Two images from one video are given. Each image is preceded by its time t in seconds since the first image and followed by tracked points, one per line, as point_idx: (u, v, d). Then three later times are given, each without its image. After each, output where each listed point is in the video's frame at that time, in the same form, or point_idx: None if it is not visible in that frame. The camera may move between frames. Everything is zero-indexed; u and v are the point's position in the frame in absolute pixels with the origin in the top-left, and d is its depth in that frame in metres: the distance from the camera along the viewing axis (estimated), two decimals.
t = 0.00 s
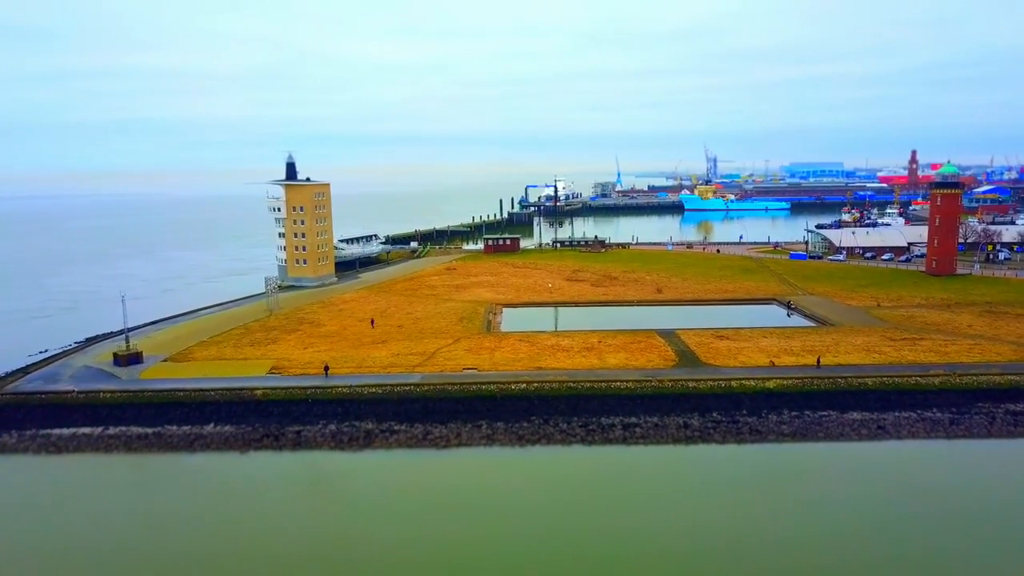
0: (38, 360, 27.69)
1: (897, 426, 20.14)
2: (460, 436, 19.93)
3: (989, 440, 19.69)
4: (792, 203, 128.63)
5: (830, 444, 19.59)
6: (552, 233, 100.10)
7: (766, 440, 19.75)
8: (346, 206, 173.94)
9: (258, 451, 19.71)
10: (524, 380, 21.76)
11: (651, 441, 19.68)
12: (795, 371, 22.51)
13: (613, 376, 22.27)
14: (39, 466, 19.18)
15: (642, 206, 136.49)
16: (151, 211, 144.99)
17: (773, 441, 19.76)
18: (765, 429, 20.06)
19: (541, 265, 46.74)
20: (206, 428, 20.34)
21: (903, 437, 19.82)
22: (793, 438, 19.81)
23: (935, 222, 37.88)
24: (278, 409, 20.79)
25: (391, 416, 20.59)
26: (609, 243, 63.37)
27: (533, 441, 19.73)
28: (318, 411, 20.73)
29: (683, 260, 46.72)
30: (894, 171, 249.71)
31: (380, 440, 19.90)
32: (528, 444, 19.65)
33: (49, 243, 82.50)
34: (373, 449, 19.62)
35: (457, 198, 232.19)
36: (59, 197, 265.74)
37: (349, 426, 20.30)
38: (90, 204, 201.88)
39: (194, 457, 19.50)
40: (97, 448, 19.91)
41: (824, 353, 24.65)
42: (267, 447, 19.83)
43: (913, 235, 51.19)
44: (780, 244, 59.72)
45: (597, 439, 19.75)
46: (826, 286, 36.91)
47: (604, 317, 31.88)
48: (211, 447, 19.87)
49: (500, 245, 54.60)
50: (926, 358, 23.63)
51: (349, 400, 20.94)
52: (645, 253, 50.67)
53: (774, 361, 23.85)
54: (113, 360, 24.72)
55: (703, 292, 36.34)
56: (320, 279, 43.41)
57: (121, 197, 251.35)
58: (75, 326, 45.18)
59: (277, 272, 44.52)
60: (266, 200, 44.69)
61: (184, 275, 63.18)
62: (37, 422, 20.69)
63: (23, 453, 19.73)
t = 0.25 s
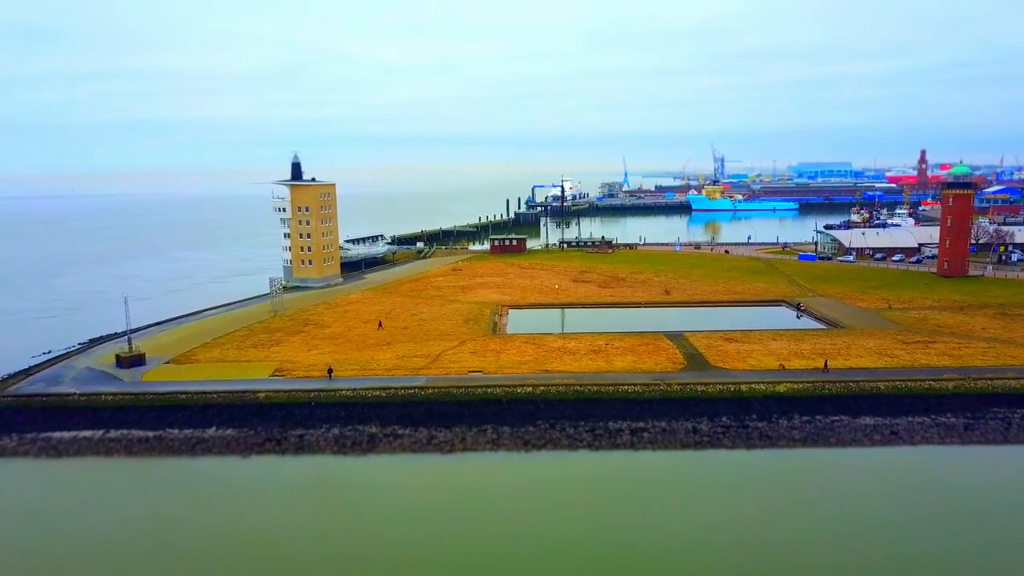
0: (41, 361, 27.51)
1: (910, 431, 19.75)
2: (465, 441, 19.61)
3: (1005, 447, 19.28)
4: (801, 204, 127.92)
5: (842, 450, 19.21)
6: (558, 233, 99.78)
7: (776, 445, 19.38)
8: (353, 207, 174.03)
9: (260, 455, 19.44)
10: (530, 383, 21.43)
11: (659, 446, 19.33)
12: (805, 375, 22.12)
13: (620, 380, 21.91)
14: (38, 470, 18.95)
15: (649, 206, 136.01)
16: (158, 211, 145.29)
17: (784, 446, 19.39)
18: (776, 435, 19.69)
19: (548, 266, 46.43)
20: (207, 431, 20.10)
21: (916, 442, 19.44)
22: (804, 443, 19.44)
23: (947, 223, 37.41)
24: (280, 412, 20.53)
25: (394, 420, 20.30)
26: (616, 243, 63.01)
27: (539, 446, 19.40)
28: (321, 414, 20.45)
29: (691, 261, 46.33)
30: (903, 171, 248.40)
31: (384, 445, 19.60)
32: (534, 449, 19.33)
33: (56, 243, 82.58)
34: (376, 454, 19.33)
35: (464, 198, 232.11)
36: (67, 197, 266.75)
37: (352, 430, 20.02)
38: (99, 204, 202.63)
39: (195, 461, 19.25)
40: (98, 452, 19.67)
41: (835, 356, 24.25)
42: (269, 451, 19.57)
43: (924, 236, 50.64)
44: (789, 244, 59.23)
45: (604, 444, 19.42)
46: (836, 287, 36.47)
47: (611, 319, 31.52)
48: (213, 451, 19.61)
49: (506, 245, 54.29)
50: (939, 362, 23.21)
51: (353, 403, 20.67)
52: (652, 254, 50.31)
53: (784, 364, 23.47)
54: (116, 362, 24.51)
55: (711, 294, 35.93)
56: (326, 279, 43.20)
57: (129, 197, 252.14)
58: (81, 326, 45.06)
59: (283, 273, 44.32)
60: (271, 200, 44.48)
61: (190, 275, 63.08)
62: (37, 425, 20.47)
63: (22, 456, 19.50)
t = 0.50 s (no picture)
0: (45, 363, 27.33)
1: (925, 437, 19.35)
2: (471, 445, 19.31)
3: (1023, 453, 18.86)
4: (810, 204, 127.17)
5: (855, 456, 18.82)
6: (566, 233, 99.42)
7: (788, 451, 19.01)
8: (360, 207, 174.08)
9: (263, 459, 19.19)
10: (536, 387, 21.10)
11: (668, 452, 18.98)
12: (817, 379, 21.71)
13: (627, 383, 21.59)
14: (39, 474, 18.73)
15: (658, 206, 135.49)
16: (167, 211, 145.56)
17: (796, 452, 19.01)
18: (787, 440, 19.31)
19: (555, 266, 46.09)
20: (210, 435, 19.86)
21: (932, 449, 19.04)
22: (817, 449, 19.06)
23: (961, 224, 36.95)
24: (284, 415, 20.26)
25: (399, 424, 20.01)
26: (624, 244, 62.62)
27: (546, 452, 19.08)
28: (325, 418, 20.18)
29: (699, 262, 45.89)
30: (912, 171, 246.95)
31: (388, 449, 19.32)
32: (541, 454, 19.01)
33: (64, 243, 82.69)
34: (381, 459, 19.04)
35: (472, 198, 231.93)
36: (77, 197, 267.77)
37: (356, 434, 19.74)
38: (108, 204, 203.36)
39: (197, 465, 19.00)
40: (99, 456, 19.47)
41: (847, 360, 23.83)
42: (272, 455, 19.31)
43: (936, 236, 50.06)
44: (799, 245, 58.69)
45: (612, 449, 19.08)
46: (847, 289, 36.01)
47: (619, 321, 31.16)
48: (215, 455, 19.37)
49: (514, 245, 53.95)
50: (954, 366, 22.77)
51: (357, 407, 20.38)
52: (661, 254, 49.92)
53: (795, 368, 23.06)
54: (119, 364, 24.31)
55: (721, 295, 35.54)
56: (332, 280, 42.97)
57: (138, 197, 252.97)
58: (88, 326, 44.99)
59: (288, 273, 44.11)
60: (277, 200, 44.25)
61: (197, 275, 62.98)
62: (39, 429, 20.25)
63: (23, 460, 19.31)
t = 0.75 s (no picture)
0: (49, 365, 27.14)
1: (942, 444, 18.93)
2: (477, 450, 18.98)
3: None
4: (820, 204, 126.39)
5: (870, 463, 18.42)
6: (574, 233, 99.03)
7: (801, 457, 18.61)
8: (369, 207, 174.20)
9: (266, 464, 18.91)
10: (544, 391, 20.77)
11: (678, 458, 18.62)
12: (830, 384, 21.29)
13: (636, 387, 21.23)
14: (40, 478, 18.50)
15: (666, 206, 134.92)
16: (176, 211, 145.98)
17: (809, 458, 18.62)
18: (800, 446, 18.91)
19: (563, 267, 45.74)
20: (213, 439, 19.60)
21: (948, 455, 18.62)
22: (830, 456, 18.66)
23: (975, 225, 36.38)
24: (288, 419, 19.99)
25: (405, 428, 19.71)
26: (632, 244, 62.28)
27: (554, 457, 18.74)
28: (329, 422, 19.90)
29: (709, 263, 45.43)
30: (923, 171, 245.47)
31: (393, 454, 19.01)
32: (549, 460, 18.67)
33: (73, 243, 82.81)
34: (386, 464, 18.74)
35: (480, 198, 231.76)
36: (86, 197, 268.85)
37: (361, 439, 19.44)
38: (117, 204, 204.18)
39: (199, 470, 18.74)
40: (101, 460, 19.22)
41: (860, 363, 23.40)
42: (275, 459, 19.04)
43: (949, 238, 49.45)
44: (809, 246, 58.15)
45: (621, 455, 18.72)
46: (859, 291, 35.54)
47: (628, 323, 30.78)
48: (218, 459, 19.10)
49: (521, 246, 53.60)
50: (969, 370, 22.32)
51: (362, 410, 20.09)
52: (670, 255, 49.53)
53: (807, 372, 22.65)
54: (123, 366, 24.09)
55: (731, 297, 35.11)
56: (338, 281, 42.74)
57: (147, 197, 253.90)
58: (94, 326, 44.88)
59: (295, 274, 43.90)
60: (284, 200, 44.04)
61: (204, 275, 62.88)
62: (41, 431, 20.02)
63: (24, 464, 19.08)
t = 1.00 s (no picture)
0: (54, 366, 26.98)
1: (959, 450, 18.51)
2: (483, 455, 18.67)
3: None
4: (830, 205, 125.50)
5: (885, 469, 18.01)
6: (583, 233, 98.58)
7: (815, 464, 18.23)
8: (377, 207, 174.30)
9: (269, 468, 18.66)
10: (552, 394, 20.44)
11: (688, 464, 18.26)
12: (844, 388, 20.88)
13: (646, 391, 20.86)
14: (42, 482, 18.29)
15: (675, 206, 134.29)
16: (185, 211, 146.40)
17: (823, 464, 18.23)
18: (814, 452, 18.52)
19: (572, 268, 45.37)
20: (216, 442, 19.36)
21: (965, 462, 18.19)
22: (845, 462, 18.26)
23: (991, 226, 35.76)
24: (292, 421, 19.73)
25: (410, 432, 19.41)
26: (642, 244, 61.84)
27: (562, 462, 18.41)
28: (334, 425, 19.62)
29: (719, 263, 44.96)
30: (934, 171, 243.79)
31: (398, 459, 18.71)
32: (556, 465, 18.34)
33: (82, 243, 82.93)
34: (390, 468, 18.44)
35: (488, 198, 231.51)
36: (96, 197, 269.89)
37: (366, 443, 19.16)
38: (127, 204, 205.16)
39: (202, 474, 18.51)
40: (103, 464, 18.99)
41: (874, 367, 22.96)
42: (279, 463, 18.78)
43: (963, 238, 48.81)
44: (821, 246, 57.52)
45: (630, 461, 18.37)
46: (872, 292, 35.03)
47: (637, 325, 30.39)
48: (221, 463, 18.85)
49: (529, 246, 53.27)
50: (986, 374, 21.86)
51: (367, 414, 19.80)
52: (679, 256, 49.12)
53: (820, 375, 22.25)
54: (127, 368, 23.90)
55: (742, 298, 34.69)
56: (345, 281, 42.52)
57: (158, 197, 255.00)
58: (101, 326, 44.78)
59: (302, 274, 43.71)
60: (291, 201, 43.87)
61: (212, 275, 62.78)
62: (43, 434, 19.81)
63: (26, 467, 18.86)
